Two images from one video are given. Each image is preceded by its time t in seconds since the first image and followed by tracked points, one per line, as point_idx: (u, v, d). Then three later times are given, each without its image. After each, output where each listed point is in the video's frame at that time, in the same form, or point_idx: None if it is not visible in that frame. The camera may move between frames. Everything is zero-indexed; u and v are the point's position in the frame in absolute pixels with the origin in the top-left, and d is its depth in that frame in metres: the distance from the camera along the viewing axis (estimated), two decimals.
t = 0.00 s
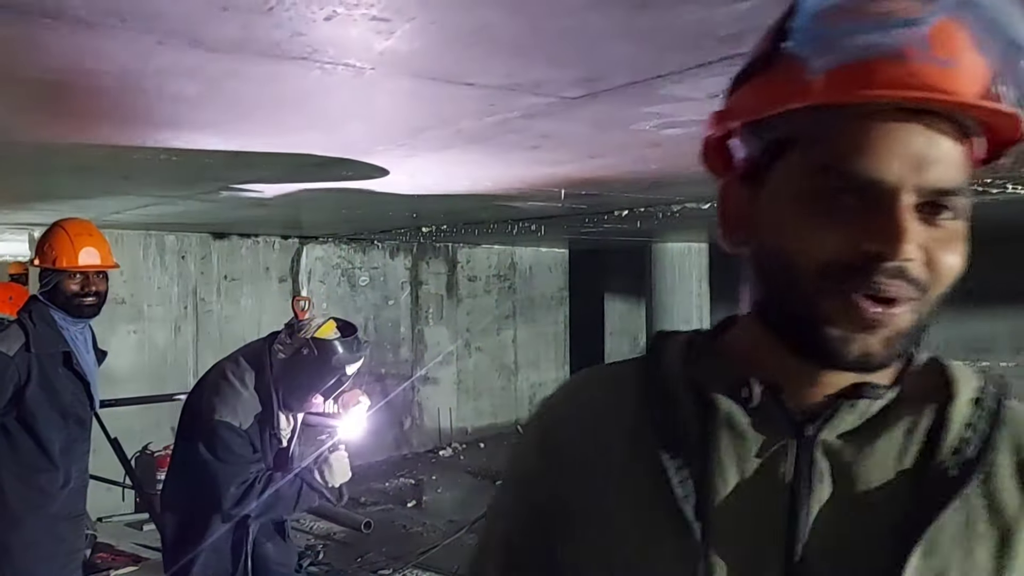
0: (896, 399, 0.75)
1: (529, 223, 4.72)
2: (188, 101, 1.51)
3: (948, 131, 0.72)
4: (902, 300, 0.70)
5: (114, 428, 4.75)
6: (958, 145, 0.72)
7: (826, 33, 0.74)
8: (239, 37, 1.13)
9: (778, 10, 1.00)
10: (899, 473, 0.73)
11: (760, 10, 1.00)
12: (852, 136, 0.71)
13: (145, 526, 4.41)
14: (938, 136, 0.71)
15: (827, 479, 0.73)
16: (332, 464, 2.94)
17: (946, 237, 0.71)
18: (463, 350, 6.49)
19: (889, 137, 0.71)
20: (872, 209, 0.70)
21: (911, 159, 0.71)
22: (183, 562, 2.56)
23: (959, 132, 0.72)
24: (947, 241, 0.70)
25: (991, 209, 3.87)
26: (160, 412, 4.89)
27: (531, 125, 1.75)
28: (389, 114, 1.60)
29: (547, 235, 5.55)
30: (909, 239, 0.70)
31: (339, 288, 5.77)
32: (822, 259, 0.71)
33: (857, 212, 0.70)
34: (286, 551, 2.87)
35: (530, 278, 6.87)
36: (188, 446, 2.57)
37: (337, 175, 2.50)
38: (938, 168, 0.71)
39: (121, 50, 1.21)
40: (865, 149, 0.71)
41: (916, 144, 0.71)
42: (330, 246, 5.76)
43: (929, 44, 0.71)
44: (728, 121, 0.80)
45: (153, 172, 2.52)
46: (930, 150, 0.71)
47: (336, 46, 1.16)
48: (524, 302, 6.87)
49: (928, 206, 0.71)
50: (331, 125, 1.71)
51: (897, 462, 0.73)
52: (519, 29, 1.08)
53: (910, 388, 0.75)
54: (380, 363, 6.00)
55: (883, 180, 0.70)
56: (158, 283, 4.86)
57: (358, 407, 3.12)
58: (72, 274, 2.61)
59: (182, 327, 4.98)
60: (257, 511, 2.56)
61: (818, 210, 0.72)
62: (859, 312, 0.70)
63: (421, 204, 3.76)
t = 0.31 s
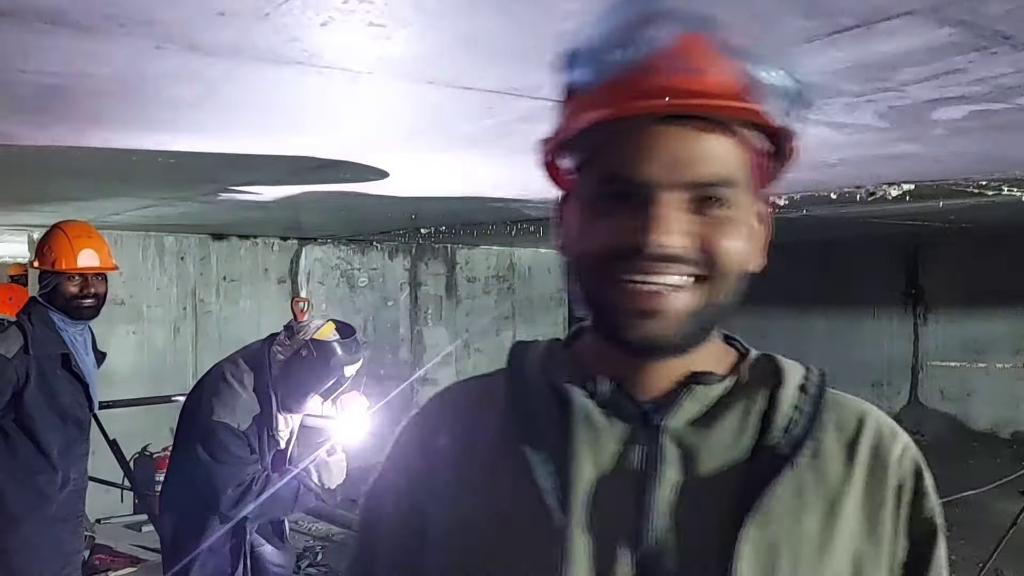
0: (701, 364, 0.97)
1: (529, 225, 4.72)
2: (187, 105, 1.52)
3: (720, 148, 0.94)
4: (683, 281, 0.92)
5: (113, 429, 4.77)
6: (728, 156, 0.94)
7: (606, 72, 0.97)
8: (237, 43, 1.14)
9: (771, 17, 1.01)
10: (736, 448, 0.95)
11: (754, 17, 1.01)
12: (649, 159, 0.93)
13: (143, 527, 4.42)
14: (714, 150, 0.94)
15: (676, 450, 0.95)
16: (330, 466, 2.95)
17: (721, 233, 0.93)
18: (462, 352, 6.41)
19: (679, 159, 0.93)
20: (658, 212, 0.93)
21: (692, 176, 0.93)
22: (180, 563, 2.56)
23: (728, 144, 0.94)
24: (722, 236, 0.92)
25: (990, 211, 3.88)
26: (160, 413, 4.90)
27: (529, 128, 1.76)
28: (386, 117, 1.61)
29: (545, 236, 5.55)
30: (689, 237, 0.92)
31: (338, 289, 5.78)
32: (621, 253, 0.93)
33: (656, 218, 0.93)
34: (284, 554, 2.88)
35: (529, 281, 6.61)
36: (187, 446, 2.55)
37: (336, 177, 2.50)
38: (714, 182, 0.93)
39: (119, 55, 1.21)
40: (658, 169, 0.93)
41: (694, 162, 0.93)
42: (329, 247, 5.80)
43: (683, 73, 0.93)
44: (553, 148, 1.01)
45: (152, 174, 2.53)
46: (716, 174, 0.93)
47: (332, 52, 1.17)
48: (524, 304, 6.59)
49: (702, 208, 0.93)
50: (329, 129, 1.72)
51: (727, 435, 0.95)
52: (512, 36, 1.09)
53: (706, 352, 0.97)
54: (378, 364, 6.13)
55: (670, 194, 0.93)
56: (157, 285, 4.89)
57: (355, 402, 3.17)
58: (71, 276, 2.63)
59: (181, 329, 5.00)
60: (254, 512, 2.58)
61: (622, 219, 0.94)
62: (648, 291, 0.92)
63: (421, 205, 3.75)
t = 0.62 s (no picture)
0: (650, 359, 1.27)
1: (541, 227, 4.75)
2: (207, 112, 1.55)
3: (645, 180, 1.20)
4: (605, 291, 1.20)
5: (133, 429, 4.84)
6: (652, 186, 1.20)
7: (546, 112, 1.25)
8: (258, 52, 1.17)
9: (782, 24, 1.03)
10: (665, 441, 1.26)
11: (764, 25, 1.04)
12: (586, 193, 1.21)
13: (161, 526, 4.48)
14: (636, 183, 1.20)
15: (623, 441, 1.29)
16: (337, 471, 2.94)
17: (643, 252, 1.18)
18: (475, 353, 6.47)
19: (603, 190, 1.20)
20: (581, 236, 1.19)
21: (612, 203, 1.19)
22: (202, 559, 2.65)
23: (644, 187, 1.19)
24: (641, 253, 1.18)
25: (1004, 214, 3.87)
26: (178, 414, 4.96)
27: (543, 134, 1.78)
28: (402, 123, 1.64)
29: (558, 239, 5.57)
30: (613, 257, 1.19)
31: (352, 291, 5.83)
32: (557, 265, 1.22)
33: (580, 241, 1.19)
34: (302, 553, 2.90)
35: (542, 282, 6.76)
36: (201, 444, 2.60)
37: (351, 181, 2.53)
38: (637, 208, 1.19)
39: (144, 64, 1.25)
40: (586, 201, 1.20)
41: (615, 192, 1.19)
42: (344, 251, 5.78)
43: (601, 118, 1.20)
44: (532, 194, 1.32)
45: (171, 178, 2.57)
46: (641, 204, 1.19)
47: (352, 61, 1.20)
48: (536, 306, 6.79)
49: (624, 231, 1.19)
50: (345, 135, 1.75)
51: (671, 423, 1.26)
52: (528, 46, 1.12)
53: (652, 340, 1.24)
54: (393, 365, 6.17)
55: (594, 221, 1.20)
56: (174, 287, 4.97)
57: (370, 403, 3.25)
58: (93, 279, 2.69)
59: (198, 330, 5.07)
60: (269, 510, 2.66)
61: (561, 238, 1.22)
62: (575, 298, 1.20)
63: (434, 208, 3.78)
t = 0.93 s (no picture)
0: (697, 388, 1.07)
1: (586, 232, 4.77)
2: (272, 122, 1.62)
3: (712, 186, 1.01)
4: (670, 315, 1.01)
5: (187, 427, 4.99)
6: (720, 195, 1.02)
7: (596, 125, 1.09)
8: (326, 65, 1.23)
9: (834, 33, 1.05)
10: (697, 439, 1.05)
11: (817, 34, 1.05)
12: (637, 195, 1.02)
13: (213, 522, 4.60)
14: (706, 189, 1.01)
15: (648, 442, 1.10)
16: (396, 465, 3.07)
17: (707, 266, 1.00)
18: (518, 357, 6.51)
19: (665, 198, 1.00)
20: (642, 249, 1.01)
21: (681, 215, 1.00)
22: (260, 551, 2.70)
23: (701, 184, 1.01)
24: (706, 268, 1.00)
25: None
26: (229, 413, 5.08)
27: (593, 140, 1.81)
28: (457, 132, 1.69)
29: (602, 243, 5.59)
30: (675, 273, 1.00)
31: (398, 294, 5.92)
32: (612, 288, 1.03)
33: (634, 251, 1.01)
34: (349, 546, 2.98)
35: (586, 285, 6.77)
36: (258, 437, 2.68)
37: (402, 187, 2.59)
38: (705, 217, 1.00)
39: (216, 77, 1.31)
40: (643, 205, 1.01)
41: (684, 201, 1.00)
42: (389, 254, 5.89)
43: (668, 121, 1.04)
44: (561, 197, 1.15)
45: (230, 184, 2.66)
46: (708, 209, 1.01)
47: (412, 73, 1.25)
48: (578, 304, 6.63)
49: (689, 243, 1.01)
50: (403, 143, 1.81)
51: (693, 435, 1.06)
52: (582, 55, 1.15)
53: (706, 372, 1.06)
54: (437, 368, 6.24)
55: (656, 229, 1.00)
56: (227, 289, 5.09)
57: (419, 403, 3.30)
58: (157, 280, 2.77)
59: (250, 330, 5.18)
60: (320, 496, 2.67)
61: (610, 256, 1.04)
62: (635, 324, 1.02)
63: (480, 213, 3.84)
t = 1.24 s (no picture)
0: (729, 375, 1.06)
1: (582, 234, 4.78)
2: (271, 120, 1.62)
3: (742, 173, 1.03)
4: (703, 289, 1.00)
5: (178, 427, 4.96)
6: (750, 180, 1.03)
7: (634, 115, 1.12)
8: (328, 65, 1.23)
9: (834, 38, 1.06)
10: (735, 440, 1.04)
11: (817, 39, 1.06)
12: (674, 175, 1.03)
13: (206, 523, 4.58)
14: (739, 174, 1.02)
15: (683, 443, 1.07)
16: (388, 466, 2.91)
17: (739, 245, 1.00)
18: (513, 358, 6.54)
19: (701, 178, 1.02)
20: (673, 224, 1.01)
21: (714, 192, 1.01)
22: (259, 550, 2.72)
23: (733, 169, 1.02)
24: (738, 247, 1.00)
25: None
26: (222, 414, 5.06)
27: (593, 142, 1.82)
28: (457, 133, 1.69)
29: (598, 245, 5.59)
30: (706, 249, 1.00)
31: (393, 295, 5.91)
32: (645, 261, 1.02)
33: (668, 228, 1.01)
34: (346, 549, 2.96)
35: (581, 287, 6.77)
36: (254, 438, 2.67)
37: (400, 187, 2.59)
38: (737, 199, 1.01)
39: (217, 76, 1.31)
40: (678, 182, 1.02)
41: (718, 179, 1.01)
42: (386, 254, 5.87)
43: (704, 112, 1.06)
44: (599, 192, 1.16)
45: (227, 183, 2.66)
46: (740, 193, 1.02)
47: (413, 73, 1.25)
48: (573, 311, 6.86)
49: (721, 221, 1.01)
50: (402, 143, 1.81)
51: (733, 436, 1.04)
52: (585, 56, 1.16)
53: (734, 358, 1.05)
54: (432, 370, 6.24)
55: (690, 207, 1.01)
56: (220, 289, 5.08)
57: (417, 407, 3.33)
58: (152, 279, 2.77)
59: (244, 331, 5.17)
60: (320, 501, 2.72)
61: (643, 234, 1.04)
62: (667, 297, 1.00)
63: (477, 214, 3.85)
